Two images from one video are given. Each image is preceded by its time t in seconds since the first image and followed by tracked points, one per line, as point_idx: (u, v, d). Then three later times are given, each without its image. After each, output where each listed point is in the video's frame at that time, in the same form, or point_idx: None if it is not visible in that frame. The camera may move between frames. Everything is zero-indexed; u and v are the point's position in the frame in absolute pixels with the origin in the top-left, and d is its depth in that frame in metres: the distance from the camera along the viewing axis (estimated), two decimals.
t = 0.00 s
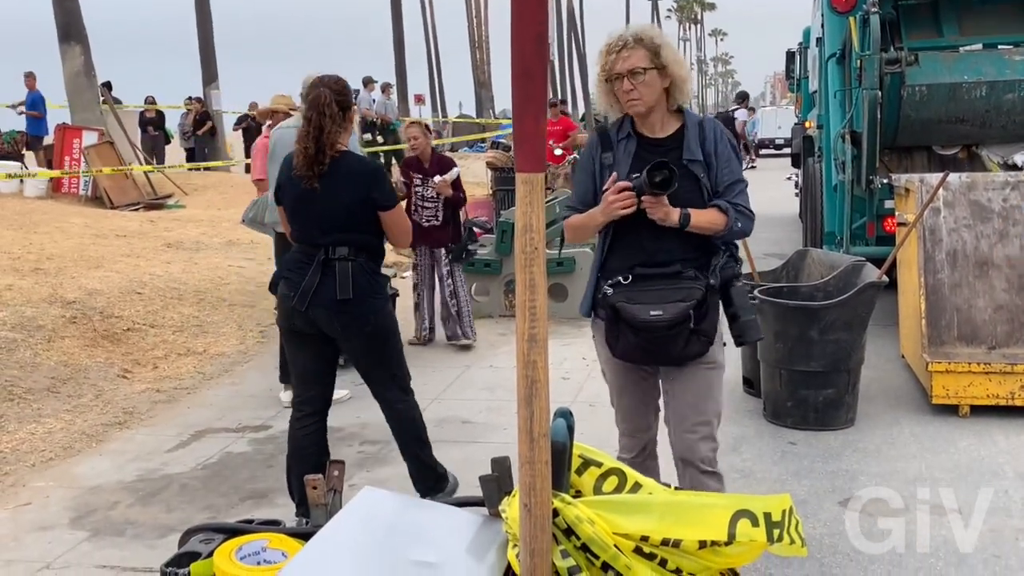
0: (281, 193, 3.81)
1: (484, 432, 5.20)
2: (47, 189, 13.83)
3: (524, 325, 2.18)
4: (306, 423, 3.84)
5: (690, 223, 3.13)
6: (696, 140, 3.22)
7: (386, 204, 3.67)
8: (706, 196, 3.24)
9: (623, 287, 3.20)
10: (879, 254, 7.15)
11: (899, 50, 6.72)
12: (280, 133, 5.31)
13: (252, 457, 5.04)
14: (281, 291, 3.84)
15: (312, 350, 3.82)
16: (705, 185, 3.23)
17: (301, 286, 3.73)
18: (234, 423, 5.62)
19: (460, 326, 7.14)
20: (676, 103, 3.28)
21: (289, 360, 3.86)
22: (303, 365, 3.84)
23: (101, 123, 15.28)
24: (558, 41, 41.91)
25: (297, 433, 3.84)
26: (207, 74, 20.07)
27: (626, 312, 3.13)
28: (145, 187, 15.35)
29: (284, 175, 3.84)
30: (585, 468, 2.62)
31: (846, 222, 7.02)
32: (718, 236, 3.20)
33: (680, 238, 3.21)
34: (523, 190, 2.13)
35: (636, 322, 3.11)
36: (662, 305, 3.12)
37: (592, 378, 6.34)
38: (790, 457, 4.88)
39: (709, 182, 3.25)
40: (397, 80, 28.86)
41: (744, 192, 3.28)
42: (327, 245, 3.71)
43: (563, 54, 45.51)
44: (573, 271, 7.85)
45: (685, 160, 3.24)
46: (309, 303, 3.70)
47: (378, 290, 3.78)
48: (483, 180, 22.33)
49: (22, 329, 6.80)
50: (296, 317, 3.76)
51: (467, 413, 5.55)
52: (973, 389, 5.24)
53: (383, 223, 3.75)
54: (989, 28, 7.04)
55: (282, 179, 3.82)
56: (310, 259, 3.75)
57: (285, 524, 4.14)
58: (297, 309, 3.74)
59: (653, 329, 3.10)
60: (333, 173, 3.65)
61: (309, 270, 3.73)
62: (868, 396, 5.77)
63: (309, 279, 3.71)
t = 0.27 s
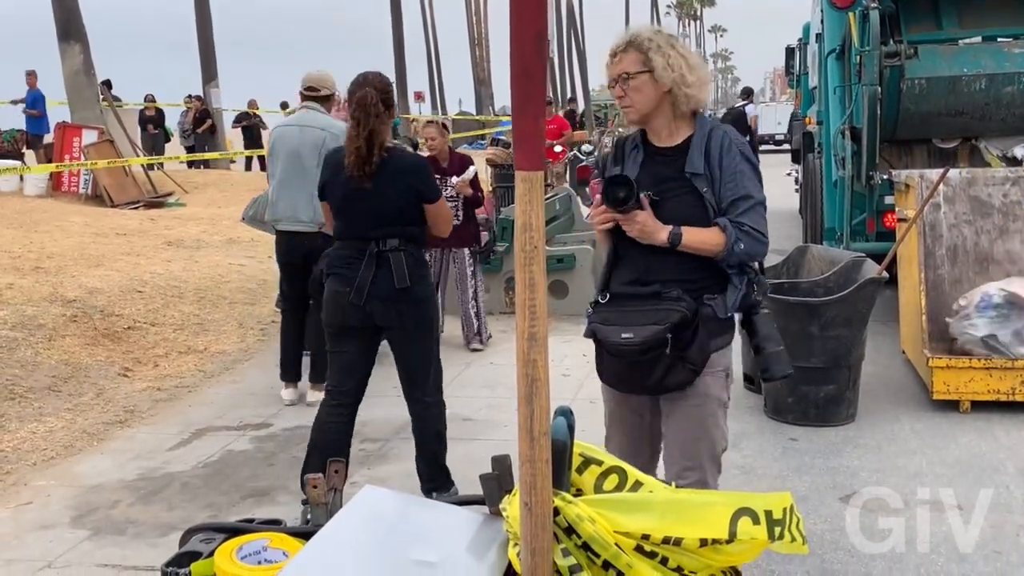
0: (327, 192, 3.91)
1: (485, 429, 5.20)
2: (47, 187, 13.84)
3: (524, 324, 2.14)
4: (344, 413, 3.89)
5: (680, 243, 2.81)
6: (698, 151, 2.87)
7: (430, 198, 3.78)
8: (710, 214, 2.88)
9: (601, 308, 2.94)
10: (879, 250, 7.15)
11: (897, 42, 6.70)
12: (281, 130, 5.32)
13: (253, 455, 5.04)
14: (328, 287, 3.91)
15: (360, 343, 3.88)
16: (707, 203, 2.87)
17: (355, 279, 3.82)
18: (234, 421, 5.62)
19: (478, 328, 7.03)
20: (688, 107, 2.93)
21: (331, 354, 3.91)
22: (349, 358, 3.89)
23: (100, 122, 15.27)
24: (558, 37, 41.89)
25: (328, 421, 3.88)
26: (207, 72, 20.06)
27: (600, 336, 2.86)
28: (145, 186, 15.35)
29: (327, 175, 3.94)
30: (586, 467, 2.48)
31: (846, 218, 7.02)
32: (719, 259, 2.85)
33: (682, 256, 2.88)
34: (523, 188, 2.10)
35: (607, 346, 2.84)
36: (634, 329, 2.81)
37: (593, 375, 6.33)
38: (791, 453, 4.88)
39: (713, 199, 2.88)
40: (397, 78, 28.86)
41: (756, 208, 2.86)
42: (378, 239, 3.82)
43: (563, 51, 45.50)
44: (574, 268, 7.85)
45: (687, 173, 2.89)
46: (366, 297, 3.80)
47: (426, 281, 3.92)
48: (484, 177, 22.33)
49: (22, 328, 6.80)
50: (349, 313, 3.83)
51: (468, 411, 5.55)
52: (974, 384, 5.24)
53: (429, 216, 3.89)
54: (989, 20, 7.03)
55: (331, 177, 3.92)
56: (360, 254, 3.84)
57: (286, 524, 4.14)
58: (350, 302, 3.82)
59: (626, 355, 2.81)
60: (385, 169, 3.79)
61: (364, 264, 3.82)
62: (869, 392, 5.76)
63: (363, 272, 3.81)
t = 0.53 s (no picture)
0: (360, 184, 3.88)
1: (488, 426, 5.19)
2: (51, 185, 13.85)
3: (524, 321, 2.10)
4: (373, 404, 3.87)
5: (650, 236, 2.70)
6: (666, 139, 2.72)
7: (465, 187, 3.81)
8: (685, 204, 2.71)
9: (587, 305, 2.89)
10: (883, 245, 7.12)
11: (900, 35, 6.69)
12: (285, 121, 5.33)
13: (256, 452, 5.04)
14: (361, 282, 3.89)
15: (392, 337, 3.85)
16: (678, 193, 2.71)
17: (391, 273, 3.80)
18: (238, 418, 5.61)
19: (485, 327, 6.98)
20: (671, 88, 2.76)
21: (363, 348, 3.87)
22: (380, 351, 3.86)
23: (103, 119, 15.27)
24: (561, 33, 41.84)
25: (360, 409, 3.85)
26: (210, 69, 20.05)
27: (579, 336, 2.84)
28: (148, 183, 15.36)
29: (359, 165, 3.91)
30: (586, 464, 2.41)
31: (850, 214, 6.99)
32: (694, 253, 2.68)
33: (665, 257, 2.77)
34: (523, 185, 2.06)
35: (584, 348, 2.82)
36: (608, 333, 2.76)
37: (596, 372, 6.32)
38: (795, 450, 4.87)
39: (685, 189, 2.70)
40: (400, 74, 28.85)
41: (726, 198, 2.62)
42: (413, 232, 3.81)
43: (566, 47, 45.44)
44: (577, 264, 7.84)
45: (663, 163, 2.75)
46: (405, 291, 3.79)
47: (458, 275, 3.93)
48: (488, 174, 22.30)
49: (25, 326, 6.80)
50: (385, 307, 3.81)
51: (471, 408, 5.54)
52: (978, 380, 5.22)
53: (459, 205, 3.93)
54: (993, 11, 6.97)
55: (363, 171, 3.88)
56: (395, 248, 3.82)
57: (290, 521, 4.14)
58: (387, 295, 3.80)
59: (599, 358, 2.78)
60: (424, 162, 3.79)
61: (401, 259, 3.80)
62: (873, 388, 5.75)
63: (399, 266, 3.79)
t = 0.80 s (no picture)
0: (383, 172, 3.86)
1: (502, 417, 5.19)
2: (65, 176, 13.91)
3: (536, 310, 2.06)
4: (396, 392, 3.87)
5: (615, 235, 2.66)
6: (632, 135, 2.64)
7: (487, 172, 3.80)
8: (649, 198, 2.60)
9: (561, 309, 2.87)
10: (898, 236, 7.09)
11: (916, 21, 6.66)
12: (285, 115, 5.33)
13: (270, 443, 5.05)
14: (383, 270, 3.88)
15: (412, 326, 3.84)
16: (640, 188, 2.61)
17: (413, 261, 3.78)
18: (252, 409, 5.63)
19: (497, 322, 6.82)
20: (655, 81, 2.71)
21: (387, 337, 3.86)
22: (403, 341, 3.85)
23: (117, 111, 15.31)
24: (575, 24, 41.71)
25: (389, 397, 3.88)
26: (223, 61, 20.07)
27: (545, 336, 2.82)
28: (162, 174, 15.40)
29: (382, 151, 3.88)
30: (600, 454, 2.35)
31: (865, 204, 6.97)
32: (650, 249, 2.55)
33: (636, 253, 2.73)
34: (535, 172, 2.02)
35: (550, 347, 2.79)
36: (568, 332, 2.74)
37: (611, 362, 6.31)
38: (809, 441, 4.85)
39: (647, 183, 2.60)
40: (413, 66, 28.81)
41: (669, 190, 2.49)
42: (435, 221, 3.80)
43: (580, 38, 45.31)
44: (590, 255, 7.83)
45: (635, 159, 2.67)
46: (427, 279, 3.77)
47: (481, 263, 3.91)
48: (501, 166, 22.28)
49: (41, 316, 6.84)
50: (407, 296, 3.79)
51: (484, 398, 5.54)
52: (994, 371, 5.19)
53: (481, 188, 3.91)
54: None
55: (387, 155, 3.84)
56: (417, 237, 3.80)
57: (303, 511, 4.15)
58: (409, 284, 3.78)
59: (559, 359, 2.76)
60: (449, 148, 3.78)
61: (424, 248, 3.78)
62: (887, 379, 5.72)
63: (422, 255, 3.77)
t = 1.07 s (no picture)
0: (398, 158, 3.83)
1: (520, 407, 5.16)
2: (88, 169, 13.99)
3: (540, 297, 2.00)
4: (412, 383, 3.84)
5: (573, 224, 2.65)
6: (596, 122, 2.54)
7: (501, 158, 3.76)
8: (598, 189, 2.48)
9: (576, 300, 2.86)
10: (923, 223, 7.00)
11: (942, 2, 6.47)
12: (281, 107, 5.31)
13: (289, 433, 5.04)
14: (397, 259, 3.85)
15: (426, 316, 3.81)
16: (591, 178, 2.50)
17: (426, 250, 3.76)
18: (271, 400, 5.62)
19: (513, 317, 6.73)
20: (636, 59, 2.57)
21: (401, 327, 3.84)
22: (417, 331, 3.82)
23: (139, 103, 15.38)
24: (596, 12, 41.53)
25: (404, 388, 3.85)
26: (244, 52, 20.12)
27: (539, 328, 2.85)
28: (184, 166, 15.46)
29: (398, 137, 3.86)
30: (608, 447, 2.18)
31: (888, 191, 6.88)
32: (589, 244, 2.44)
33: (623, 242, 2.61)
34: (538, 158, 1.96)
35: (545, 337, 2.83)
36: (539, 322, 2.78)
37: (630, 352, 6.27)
38: (832, 431, 4.79)
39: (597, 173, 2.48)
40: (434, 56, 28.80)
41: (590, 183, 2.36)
42: (449, 209, 3.77)
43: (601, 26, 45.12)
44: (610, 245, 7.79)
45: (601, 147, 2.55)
46: (438, 269, 3.74)
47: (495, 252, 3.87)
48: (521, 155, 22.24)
49: (62, 308, 6.88)
50: (420, 285, 3.76)
51: (503, 388, 5.52)
52: (1021, 360, 5.11)
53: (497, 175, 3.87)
54: None
55: (400, 144, 3.81)
56: (430, 225, 3.78)
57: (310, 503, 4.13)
58: (421, 273, 3.75)
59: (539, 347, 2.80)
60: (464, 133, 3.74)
61: (437, 238, 3.75)
62: (911, 368, 5.64)
63: (435, 244, 3.75)
